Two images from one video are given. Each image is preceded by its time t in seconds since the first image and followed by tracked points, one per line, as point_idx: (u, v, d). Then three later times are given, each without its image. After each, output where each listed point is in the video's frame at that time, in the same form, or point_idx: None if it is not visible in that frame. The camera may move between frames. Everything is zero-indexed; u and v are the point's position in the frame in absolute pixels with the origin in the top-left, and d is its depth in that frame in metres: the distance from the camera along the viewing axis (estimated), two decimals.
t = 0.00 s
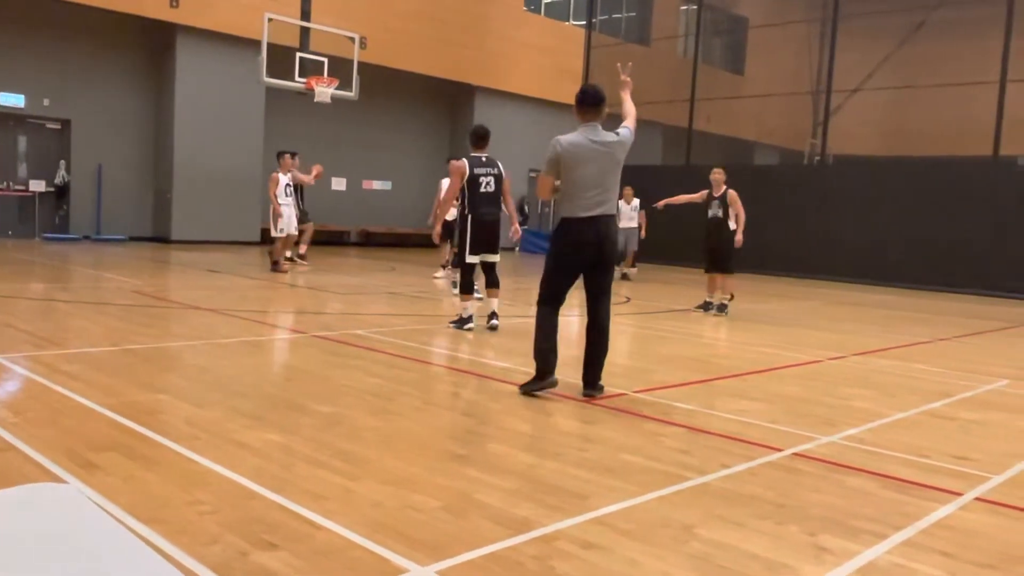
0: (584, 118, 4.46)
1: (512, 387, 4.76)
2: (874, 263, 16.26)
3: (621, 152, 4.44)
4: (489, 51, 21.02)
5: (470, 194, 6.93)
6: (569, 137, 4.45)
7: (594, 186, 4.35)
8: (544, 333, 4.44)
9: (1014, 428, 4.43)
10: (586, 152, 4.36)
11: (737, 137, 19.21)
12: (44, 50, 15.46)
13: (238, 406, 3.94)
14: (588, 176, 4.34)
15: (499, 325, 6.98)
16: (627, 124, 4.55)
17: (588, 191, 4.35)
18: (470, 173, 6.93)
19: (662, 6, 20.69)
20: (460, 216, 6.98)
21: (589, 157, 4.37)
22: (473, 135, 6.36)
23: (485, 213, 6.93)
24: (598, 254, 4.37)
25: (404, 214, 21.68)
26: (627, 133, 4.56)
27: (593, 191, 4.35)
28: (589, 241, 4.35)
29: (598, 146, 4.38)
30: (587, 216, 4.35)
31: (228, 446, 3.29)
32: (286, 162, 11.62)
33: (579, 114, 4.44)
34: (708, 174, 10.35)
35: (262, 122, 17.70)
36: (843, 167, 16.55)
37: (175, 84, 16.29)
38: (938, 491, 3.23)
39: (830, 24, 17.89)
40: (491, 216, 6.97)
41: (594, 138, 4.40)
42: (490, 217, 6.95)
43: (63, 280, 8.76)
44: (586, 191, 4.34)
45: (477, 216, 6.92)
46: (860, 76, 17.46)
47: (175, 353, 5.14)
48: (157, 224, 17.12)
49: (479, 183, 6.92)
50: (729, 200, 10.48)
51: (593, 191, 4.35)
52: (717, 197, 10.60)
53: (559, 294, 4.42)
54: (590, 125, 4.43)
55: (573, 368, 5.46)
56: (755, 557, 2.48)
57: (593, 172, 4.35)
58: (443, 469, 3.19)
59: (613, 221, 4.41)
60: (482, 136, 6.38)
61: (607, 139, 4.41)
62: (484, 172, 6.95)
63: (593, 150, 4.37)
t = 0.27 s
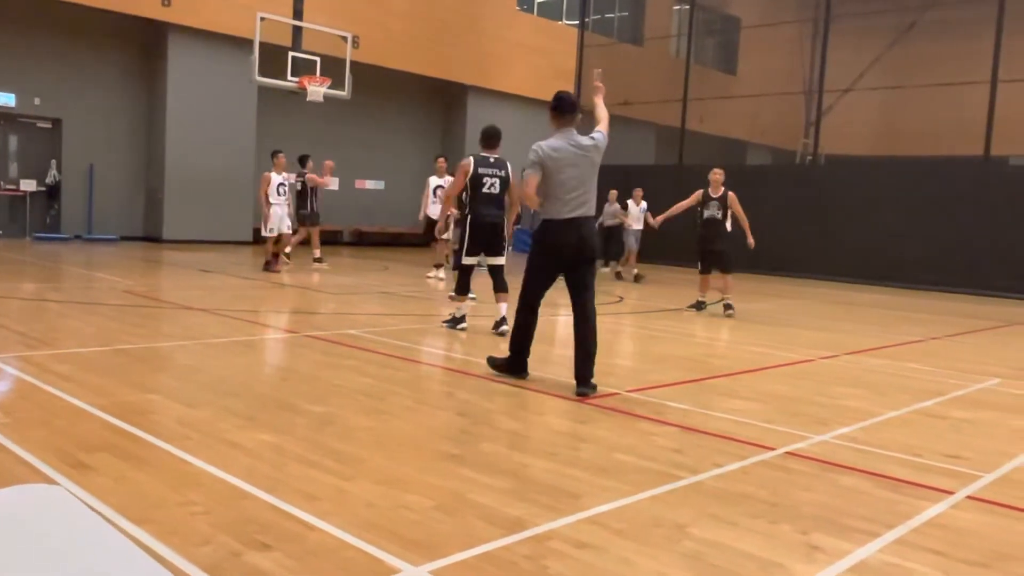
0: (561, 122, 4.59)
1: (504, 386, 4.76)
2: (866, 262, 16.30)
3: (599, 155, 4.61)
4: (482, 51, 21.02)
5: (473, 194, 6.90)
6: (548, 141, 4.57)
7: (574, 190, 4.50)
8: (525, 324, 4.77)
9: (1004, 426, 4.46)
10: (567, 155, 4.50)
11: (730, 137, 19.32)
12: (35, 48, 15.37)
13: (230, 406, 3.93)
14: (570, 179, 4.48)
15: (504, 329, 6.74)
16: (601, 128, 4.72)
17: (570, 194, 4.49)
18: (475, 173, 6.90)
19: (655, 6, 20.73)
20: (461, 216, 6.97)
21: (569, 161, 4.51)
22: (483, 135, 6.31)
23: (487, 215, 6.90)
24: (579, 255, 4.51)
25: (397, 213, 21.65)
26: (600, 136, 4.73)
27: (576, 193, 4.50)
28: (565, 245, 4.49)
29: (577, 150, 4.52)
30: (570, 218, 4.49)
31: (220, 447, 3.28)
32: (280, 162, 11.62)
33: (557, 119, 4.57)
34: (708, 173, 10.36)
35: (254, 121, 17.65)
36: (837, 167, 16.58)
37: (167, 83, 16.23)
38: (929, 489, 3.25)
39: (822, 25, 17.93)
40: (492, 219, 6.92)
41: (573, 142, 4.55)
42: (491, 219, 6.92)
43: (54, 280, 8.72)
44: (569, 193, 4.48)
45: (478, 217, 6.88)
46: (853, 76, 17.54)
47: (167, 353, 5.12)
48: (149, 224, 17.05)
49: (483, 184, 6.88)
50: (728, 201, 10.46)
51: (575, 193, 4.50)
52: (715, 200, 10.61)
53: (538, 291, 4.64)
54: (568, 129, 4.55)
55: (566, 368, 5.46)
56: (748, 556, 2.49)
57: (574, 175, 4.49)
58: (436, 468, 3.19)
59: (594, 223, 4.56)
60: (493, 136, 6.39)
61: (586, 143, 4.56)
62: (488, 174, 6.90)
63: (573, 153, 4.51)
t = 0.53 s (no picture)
0: (526, 123, 4.75)
1: (500, 386, 4.76)
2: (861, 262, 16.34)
3: (565, 154, 4.79)
4: (478, 51, 21.01)
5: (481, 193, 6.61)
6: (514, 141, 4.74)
7: (540, 189, 4.69)
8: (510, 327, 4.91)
9: (998, 426, 4.47)
10: (533, 156, 4.67)
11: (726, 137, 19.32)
12: (29, 47, 15.31)
13: (226, 407, 3.92)
14: (536, 180, 4.68)
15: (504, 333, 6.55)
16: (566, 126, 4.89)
17: (536, 193, 4.69)
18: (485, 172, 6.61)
19: (650, 6, 20.74)
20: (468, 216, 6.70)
21: (536, 161, 4.70)
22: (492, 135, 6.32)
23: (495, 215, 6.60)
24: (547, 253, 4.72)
25: (393, 213, 21.64)
26: (566, 134, 4.91)
27: (543, 192, 4.70)
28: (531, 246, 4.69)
29: (542, 150, 4.69)
30: (537, 217, 4.69)
31: (215, 447, 3.27)
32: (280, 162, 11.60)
33: (523, 119, 4.73)
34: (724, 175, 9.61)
35: (249, 121, 17.63)
36: (832, 167, 16.60)
37: (161, 82, 16.19)
38: (924, 488, 3.26)
39: (817, 25, 17.94)
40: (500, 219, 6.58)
41: (539, 142, 4.72)
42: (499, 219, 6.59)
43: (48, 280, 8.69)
44: (535, 193, 4.68)
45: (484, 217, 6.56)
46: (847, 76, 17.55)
47: (162, 353, 5.11)
48: (143, 224, 17.01)
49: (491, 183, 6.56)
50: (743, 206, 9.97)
51: (541, 193, 4.70)
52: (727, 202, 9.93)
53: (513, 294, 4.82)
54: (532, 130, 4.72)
55: (562, 368, 5.46)
56: (742, 555, 2.50)
57: (540, 176, 4.69)
58: (432, 468, 3.19)
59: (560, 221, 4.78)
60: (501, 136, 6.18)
61: (551, 143, 4.74)
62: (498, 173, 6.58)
63: (540, 154, 4.69)
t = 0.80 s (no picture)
0: (504, 122, 4.97)
1: (496, 386, 4.76)
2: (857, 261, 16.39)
3: (539, 151, 5.00)
4: (474, 50, 21.00)
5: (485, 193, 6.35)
6: (491, 140, 4.94)
7: (517, 185, 4.89)
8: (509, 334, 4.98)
9: (994, 425, 4.48)
10: (510, 154, 4.88)
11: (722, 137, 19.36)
12: (24, 46, 15.26)
13: (221, 407, 3.92)
14: (514, 177, 4.88)
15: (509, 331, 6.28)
16: (540, 124, 5.11)
17: (514, 189, 4.89)
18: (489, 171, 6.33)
19: (646, 6, 20.76)
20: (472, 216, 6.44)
21: (512, 159, 4.90)
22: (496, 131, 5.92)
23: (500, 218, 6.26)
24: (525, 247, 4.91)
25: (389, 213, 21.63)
26: (540, 132, 5.13)
27: (521, 188, 4.90)
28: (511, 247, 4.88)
29: (516, 148, 4.90)
30: (515, 212, 4.89)
31: (212, 447, 3.27)
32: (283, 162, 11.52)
33: (500, 118, 4.95)
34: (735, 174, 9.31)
35: (245, 121, 17.61)
36: (827, 167, 16.64)
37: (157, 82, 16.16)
38: (920, 488, 3.27)
39: (813, 25, 17.98)
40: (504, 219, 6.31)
41: (515, 139, 4.93)
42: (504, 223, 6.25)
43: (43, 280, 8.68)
44: (512, 189, 4.88)
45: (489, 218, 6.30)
46: (842, 77, 17.60)
47: (158, 354, 5.10)
48: (139, 223, 16.98)
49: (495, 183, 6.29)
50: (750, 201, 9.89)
51: (519, 189, 4.90)
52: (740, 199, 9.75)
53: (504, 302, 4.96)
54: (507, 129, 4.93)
55: (559, 368, 5.47)
56: (739, 555, 2.50)
57: (518, 172, 4.89)
58: (428, 468, 3.19)
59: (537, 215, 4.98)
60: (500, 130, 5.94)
61: (527, 140, 4.95)
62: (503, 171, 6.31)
63: (516, 151, 4.90)
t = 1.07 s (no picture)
0: (477, 126, 5.08)
1: (493, 386, 4.75)
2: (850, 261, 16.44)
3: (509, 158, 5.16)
4: (470, 50, 20.99)
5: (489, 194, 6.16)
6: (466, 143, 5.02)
7: (491, 188, 5.00)
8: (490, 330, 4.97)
9: (989, 424, 4.49)
10: (485, 157, 4.99)
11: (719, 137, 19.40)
12: (18, 46, 15.21)
13: (217, 407, 3.91)
14: (490, 179, 4.98)
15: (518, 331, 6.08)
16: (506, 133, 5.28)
17: (488, 192, 4.99)
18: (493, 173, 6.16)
19: (642, 6, 20.78)
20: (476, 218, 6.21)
21: (487, 163, 5.01)
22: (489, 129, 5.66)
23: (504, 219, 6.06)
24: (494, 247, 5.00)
25: (385, 213, 21.61)
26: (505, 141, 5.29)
27: (494, 191, 5.00)
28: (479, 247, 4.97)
29: (491, 152, 5.02)
30: (489, 214, 4.97)
31: (208, 448, 3.26)
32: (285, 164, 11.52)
33: (474, 122, 5.05)
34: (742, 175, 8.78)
35: (241, 121, 17.58)
36: (822, 166, 16.66)
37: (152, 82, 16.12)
38: (915, 487, 3.27)
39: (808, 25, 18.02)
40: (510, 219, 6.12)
41: (489, 144, 5.05)
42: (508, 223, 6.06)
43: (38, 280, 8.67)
44: (487, 192, 4.97)
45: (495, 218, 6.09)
46: (838, 77, 17.64)
47: (153, 354, 5.09)
48: (134, 223, 16.94)
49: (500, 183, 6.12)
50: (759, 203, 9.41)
51: (493, 191, 4.99)
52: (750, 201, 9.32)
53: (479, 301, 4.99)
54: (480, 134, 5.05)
55: (556, 368, 5.46)
56: (734, 554, 2.50)
57: (492, 176, 4.99)
58: (424, 468, 3.19)
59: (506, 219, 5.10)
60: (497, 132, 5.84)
61: (499, 146, 5.09)
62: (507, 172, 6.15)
63: (490, 155, 5.02)
